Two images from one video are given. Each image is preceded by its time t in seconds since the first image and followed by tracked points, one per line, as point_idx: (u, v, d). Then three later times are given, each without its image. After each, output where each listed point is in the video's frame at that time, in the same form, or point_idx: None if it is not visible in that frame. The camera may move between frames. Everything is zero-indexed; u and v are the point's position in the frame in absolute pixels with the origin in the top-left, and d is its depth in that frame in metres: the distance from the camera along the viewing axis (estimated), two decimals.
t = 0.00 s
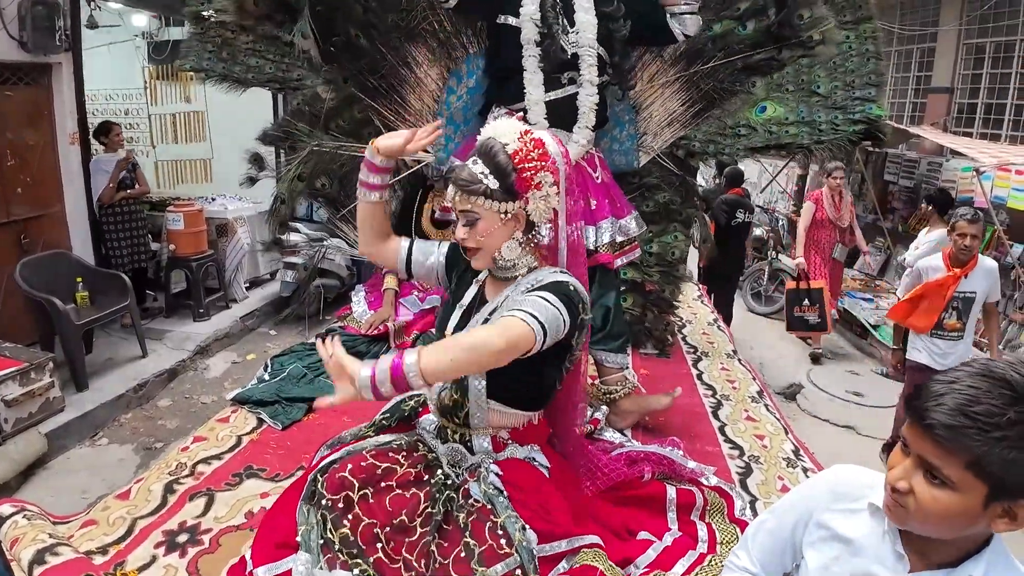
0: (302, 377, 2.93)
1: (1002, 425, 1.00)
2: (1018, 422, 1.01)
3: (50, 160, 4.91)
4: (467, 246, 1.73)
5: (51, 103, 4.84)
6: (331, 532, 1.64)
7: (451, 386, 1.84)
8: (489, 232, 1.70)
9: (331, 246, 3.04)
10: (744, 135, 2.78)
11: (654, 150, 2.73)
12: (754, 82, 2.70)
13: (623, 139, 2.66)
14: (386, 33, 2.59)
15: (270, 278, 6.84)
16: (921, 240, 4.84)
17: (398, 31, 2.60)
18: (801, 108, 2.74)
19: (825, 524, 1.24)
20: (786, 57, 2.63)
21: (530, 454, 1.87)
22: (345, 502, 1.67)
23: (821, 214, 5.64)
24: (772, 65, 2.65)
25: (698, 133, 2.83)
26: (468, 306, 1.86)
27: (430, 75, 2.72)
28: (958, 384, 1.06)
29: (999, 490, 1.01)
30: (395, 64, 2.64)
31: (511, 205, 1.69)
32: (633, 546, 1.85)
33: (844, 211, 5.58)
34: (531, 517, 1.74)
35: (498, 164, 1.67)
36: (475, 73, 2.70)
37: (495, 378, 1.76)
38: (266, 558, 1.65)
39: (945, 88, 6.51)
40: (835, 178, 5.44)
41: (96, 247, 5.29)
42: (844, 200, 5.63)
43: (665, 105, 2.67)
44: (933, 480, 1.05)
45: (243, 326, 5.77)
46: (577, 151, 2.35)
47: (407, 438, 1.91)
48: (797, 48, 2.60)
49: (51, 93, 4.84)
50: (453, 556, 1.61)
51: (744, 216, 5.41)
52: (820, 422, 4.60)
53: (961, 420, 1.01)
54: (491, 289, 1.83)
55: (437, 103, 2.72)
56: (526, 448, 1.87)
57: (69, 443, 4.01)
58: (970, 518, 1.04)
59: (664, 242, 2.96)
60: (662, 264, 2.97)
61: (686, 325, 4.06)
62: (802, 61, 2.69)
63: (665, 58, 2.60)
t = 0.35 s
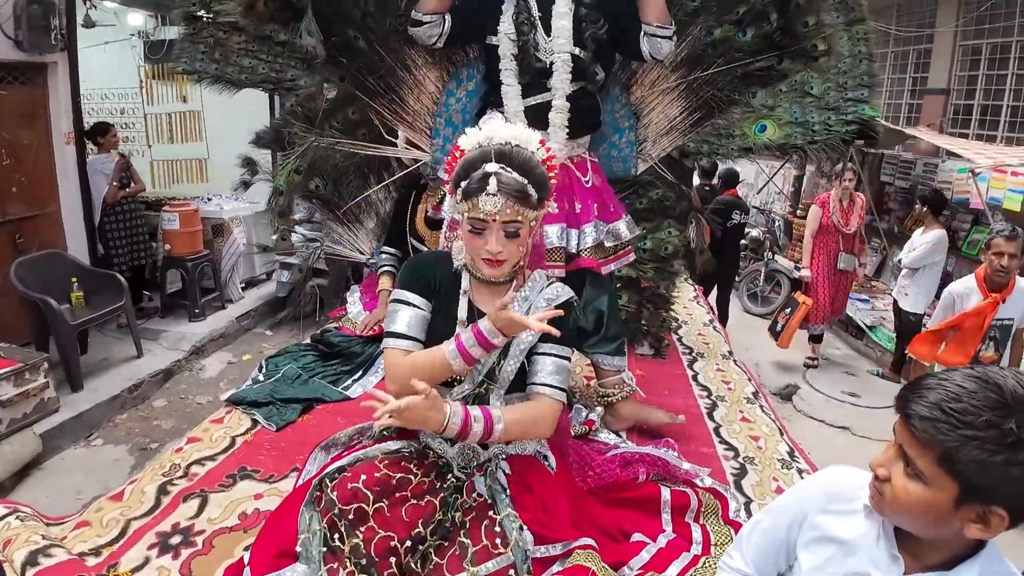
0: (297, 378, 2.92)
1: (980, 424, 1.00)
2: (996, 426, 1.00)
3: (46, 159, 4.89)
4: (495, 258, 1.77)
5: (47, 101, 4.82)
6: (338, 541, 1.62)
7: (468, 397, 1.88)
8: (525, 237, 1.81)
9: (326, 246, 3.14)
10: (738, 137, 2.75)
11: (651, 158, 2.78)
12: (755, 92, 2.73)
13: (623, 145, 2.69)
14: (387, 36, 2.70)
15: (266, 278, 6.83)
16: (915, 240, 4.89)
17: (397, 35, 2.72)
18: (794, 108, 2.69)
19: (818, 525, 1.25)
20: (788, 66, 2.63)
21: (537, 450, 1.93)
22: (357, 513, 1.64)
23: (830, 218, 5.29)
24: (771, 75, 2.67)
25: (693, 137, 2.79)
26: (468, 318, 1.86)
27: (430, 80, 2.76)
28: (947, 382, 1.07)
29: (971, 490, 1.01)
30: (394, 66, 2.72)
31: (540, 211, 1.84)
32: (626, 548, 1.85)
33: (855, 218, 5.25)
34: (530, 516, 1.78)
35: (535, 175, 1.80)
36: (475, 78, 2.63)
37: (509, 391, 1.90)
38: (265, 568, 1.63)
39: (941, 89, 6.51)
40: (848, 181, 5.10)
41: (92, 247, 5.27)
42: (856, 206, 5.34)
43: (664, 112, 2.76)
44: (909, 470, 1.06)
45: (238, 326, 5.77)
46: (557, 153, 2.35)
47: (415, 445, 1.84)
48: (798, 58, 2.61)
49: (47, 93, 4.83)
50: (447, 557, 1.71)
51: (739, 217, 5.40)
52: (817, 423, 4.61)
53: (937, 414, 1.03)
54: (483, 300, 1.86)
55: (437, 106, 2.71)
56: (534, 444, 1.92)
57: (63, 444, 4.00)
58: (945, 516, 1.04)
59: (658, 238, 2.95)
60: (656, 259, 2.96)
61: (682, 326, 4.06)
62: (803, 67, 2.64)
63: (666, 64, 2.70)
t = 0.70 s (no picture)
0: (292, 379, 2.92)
1: (975, 434, 1.01)
2: (991, 434, 1.01)
3: (42, 159, 4.87)
4: (478, 261, 1.77)
5: (43, 102, 4.81)
6: (310, 539, 1.60)
7: (428, 387, 1.87)
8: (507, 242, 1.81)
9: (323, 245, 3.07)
10: (733, 138, 2.76)
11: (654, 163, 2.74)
12: (748, 89, 2.64)
13: (625, 150, 2.73)
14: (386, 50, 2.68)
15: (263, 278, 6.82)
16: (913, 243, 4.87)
17: (400, 50, 2.70)
18: (788, 110, 2.69)
19: (811, 530, 1.25)
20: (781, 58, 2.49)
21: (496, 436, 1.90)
22: (320, 508, 1.64)
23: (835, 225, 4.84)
24: (766, 67, 2.54)
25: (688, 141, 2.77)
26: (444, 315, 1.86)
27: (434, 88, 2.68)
28: (939, 391, 1.07)
29: (968, 501, 1.02)
30: (397, 77, 2.69)
31: (523, 217, 1.83)
32: (623, 545, 1.86)
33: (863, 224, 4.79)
34: (490, 504, 1.79)
35: (521, 181, 1.79)
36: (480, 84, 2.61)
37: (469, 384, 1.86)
38: (247, 569, 1.59)
39: (937, 91, 6.53)
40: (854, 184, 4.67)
41: (88, 247, 5.24)
42: (868, 210, 4.80)
43: (665, 113, 2.67)
44: (904, 480, 1.06)
45: (235, 326, 5.76)
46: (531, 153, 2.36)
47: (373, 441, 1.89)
48: (790, 46, 2.43)
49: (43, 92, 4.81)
50: (413, 554, 1.65)
51: (736, 219, 5.39)
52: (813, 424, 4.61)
53: (932, 425, 1.03)
54: (467, 298, 1.87)
55: (443, 115, 2.67)
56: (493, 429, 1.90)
57: (59, 445, 4.00)
58: (940, 525, 1.05)
59: (656, 244, 2.94)
60: (654, 265, 2.93)
61: (677, 327, 4.07)
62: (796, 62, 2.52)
63: (667, 63, 2.56)
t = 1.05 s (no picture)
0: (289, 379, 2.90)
1: (979, 440, 1.00)
2: (995, 441, 1.00)
3: (38, 158, 4.85)
4: (449, 240, 1.75)
5: (39, 100, 4.78)
6: (310, 541, 1.61)
7: (430, 390, 1.77)
8: (480, 223, 1.75)
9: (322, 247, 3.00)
10: (731, 138, 2.81)
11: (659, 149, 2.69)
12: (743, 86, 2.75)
13: (629, 138, 2.64)
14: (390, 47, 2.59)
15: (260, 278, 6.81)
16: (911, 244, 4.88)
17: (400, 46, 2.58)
18: (787, 111, 2.78)
19: (810, 536, 1.24)
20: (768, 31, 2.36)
21: (498, 442, 1.88)
22: (320, 511, 1.65)
23: (851, 229, 4.25)
24: (750, 44, 2.36)
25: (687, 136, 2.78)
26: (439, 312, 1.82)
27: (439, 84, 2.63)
28: (943, 397, 1.06)
29: (973, 507, 1.01)
30: (399, 74, 2.60)
31: (502, 201, 1.76)
32: (623, 548, 1.85)
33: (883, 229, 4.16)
34: (491, 508, 1.74)
35: (495, 162, 1.74)
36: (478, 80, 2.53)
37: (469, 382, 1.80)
38: (247, 570, 1.61)
39: (935, 92, 6.54)
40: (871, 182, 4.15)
41: (84, 247, 5.21)
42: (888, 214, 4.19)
43: (667, 99, 2.60)
44: (907, 487, 1.06)
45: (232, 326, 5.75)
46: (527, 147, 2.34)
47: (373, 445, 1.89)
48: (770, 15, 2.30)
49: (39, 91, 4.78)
50: (415, 558, 1.62)
51: (733, 220, 5.36)
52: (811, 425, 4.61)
53: (937, 432, 1.03)
54: (461, 292, 1.83)
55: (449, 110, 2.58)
56: (495, 435, 1.88)
57: (54, 445, 3.98)
58: (943, 533, 1.05)
59: (654, 242, 2.90)
60: (651, 262, 2.97)
61: (675, 328, 4.06)
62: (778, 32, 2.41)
63: (666, 46, 2.50)
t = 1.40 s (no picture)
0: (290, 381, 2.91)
1: (977, 445, 1.01)
2: (992, 446, 1.01)
3: (37, 158, 4.84)
4: (438, 251, 1.77)
5: (39, 100, 4.77)
6: (318, 543, 1.63)
7: (447, 388, 1.80)
8: (465, 236, 1.74)
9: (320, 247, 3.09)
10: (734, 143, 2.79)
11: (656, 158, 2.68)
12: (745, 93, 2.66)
13: (627, 145, 2.65)
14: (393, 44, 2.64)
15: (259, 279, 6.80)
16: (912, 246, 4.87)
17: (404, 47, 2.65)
18: (785, 113, 2.79)
19: (811, 539, 1.25)
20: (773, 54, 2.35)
21: (513, 452, 1.89)
22: (332, 512, 1.67)
23: (865, 251, 3.64)
24: (755, 64, 2.35)
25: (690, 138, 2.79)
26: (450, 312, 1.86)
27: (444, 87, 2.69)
28: (941, 402, 1.07)
29: (971, 512, 1.02)
30: (401, 74, 2.66)
31: (488, 213, 1.74)
32: (622, 552, 1.85)
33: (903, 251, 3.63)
34: (506, 517, 1.71)
35: (478, 175, 1.72)
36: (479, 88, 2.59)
37: (486, 376, 1.81)
38: (252, 572, 1.62)
39: (933, 94, 6.55)
40: (888, 198, 3.53)
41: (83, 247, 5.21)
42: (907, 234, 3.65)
43: (666, 108, 2.62)
44: (906, 492, 1.07)
45: (231, 327, 5.75)
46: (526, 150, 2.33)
47: (390, 447, 1.90)
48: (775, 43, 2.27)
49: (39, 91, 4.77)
50: (425, 561, 1.61)
51: (732, 221, 5.38)
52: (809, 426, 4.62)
53: (935, 437, 1.03)
54: (467, 292, 1.87)
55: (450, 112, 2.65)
56: (510, 445, 1.89)
57: (53, 446, 3.97)
58: (941, 537, 1.06)
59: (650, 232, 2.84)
60: (650, 255, 2.84)
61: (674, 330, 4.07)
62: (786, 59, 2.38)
63: (666, 57, 2.52)
